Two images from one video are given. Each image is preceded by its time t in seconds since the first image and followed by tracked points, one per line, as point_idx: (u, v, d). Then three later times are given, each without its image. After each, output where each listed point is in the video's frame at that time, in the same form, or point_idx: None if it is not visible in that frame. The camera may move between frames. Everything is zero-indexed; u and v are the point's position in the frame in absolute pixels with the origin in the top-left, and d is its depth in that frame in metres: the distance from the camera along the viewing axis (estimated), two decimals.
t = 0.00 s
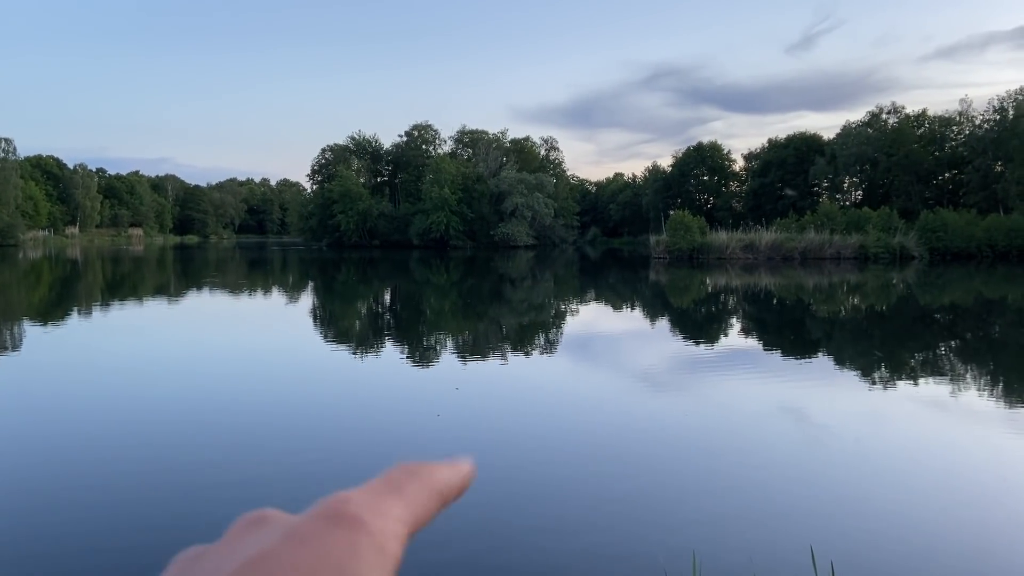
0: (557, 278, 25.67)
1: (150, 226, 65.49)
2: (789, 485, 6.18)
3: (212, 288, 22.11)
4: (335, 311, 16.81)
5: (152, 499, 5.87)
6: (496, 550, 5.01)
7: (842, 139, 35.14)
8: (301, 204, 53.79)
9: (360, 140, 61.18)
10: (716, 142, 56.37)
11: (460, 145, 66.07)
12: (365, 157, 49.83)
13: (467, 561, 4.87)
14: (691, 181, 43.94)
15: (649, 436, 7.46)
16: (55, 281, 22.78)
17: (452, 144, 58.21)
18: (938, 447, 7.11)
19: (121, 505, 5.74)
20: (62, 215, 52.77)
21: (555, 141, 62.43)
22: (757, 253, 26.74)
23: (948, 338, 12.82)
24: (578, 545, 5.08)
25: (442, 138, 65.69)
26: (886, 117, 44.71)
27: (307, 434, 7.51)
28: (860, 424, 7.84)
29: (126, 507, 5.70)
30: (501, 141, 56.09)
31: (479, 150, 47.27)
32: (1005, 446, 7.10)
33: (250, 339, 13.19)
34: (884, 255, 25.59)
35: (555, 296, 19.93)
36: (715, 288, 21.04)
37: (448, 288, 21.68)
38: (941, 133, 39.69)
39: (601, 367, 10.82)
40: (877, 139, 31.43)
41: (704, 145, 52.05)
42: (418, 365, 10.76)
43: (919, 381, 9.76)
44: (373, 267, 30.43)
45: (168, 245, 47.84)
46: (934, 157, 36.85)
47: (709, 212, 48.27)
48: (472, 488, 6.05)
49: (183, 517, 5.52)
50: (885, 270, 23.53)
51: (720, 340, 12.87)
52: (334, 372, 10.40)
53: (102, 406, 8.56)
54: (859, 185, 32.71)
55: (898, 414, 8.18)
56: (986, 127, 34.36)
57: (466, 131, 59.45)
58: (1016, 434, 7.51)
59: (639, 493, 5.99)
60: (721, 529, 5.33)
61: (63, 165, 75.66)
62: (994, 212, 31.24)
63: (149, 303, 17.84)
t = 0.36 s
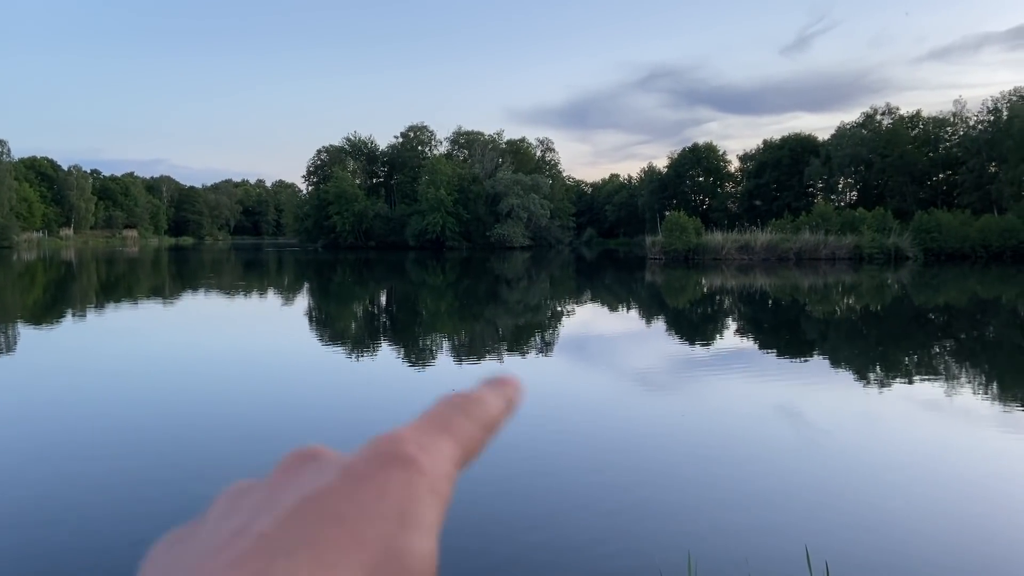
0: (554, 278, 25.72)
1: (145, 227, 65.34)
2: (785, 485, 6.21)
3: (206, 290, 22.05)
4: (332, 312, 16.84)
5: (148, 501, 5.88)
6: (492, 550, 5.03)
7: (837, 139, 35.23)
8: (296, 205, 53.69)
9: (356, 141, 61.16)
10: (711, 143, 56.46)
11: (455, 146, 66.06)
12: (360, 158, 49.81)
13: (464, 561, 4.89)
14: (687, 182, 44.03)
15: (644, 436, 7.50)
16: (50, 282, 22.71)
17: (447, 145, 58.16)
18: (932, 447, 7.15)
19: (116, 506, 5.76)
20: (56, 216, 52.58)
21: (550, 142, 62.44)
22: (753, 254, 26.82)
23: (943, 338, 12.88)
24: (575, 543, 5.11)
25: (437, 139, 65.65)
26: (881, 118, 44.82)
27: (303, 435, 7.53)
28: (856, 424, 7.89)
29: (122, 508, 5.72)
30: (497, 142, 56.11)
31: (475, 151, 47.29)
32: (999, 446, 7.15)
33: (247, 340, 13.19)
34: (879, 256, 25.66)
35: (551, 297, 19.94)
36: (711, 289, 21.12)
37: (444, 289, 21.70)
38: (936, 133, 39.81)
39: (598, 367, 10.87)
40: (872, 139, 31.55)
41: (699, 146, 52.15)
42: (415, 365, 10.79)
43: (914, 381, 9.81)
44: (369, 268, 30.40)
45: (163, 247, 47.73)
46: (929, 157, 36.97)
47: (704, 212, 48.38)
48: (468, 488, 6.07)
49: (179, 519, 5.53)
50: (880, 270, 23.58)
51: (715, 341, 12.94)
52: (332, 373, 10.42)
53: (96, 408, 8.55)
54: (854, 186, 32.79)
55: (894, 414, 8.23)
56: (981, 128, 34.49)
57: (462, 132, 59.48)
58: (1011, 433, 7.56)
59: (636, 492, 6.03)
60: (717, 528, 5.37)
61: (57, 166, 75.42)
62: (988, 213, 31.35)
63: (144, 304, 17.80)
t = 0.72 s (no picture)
0: (548, 280, 25.76)
1: (139, 229, 65.02)
2: (778, 485, 6.22)
3: (200, 292, 22.01)
4: (326, 313, 16.80)
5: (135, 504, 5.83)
6: (486, 553, 5.00)
7: (830, 141, 35.39)
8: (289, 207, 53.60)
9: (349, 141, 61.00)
10: (705, 145, 56.65)
11: (449, 147, 66.09)
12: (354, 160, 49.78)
13: (457, 565, 4.86)
14: (680, 183, 44.12)
15: (638, 437, 7.49)
16: (43, 285, 22.59)
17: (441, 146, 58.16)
18: (925, 447, 7.17)
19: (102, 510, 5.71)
20: (48, 217, 52.36)
21: (545, 143, 62.49)
22: (747, 255, 26.89)
23: (936, 339, 12.96)
24: (571, 545, 5.10)
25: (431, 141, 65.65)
26: (873, 120, 45.04)
27: (294, 438, 7.49)
28: (847, 423, 7.93)
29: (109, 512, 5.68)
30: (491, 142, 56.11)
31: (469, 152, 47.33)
32: (992, 446, 7.17)
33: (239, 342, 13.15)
34: (872, 256, 25.76)
35: (545, 299, 19.94)
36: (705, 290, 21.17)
37: (439, 291, 21.72)
38: (927, 136, 40.06)
39: (592, 368, 10.88)
40: (864, 141, 31.71)
41: (692, 148, 52.28)
42: (409, 366, 10.80)
43: (906, 381, 9.86)
44: (363, 269, 30.38)
45: (156, 249, 47.56)
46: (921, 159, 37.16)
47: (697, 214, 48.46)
48: (460, 490, 6.04)
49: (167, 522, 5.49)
50: (873, 271, 23.69)
51: (709, 341, 12.97)
52: (323, 375, 10.40)
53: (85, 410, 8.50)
54: (847, 188, 32.91)
55: (885, 414, 8.27)
56: (973, 130, 34.69)
57: (455, 134, 59.52)
58: (1002, 432, 7.61)
59: (627, 492, 6.05)
60: (709, 529, 5.36)
61: (49, 167, 75.05)
62: (980, 214, 31.55)
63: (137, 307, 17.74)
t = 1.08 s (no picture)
0: (540, 280, 25.80)
1: (128, 230, 64.81)
2: (771, 486, 6.24)
3: (191, 293, 21.94)
4: (318, 314, 16.77)
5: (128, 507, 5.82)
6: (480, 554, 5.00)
7: (821, 142, 35.55)
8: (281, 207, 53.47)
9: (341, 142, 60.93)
10: (696, 146, 56.82)
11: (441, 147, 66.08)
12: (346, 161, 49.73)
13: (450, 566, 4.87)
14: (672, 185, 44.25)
15: (634, 437, 7.50)
16: (33, 286, 22.46)
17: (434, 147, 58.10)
18: (917, 447, 7.21)
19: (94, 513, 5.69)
20: (37, 218, 52.11)
21: (537, 143, 62.52)
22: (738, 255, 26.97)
23: (927, 339, 13.04)
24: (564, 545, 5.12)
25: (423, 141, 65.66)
26: (864, 120, 45.25)
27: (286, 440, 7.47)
28: (840, 424, 7.97)
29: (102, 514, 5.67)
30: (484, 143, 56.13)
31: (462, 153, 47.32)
32: (983, 446, 7.22)
33: (231, 343, 13.12)
34: (863, 257, 25.86)
35: (538, 299, 19.96)
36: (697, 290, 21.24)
37: (431, 291, 21.73)
38: (918, 137, 40.28)
39: (586, 369, 10.90)
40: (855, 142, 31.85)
41: (684, 149, 52.43)
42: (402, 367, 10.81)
43: (898, 381, 9.91)
44: (355, 270, 30.33)
45: (147, 250, 47.38)
46: (911, 160, 37.37)
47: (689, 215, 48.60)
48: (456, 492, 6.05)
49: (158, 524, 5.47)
50: (864, 271, 23.81)
51: (702, 342, 13.01)
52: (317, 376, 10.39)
53: (77, 413, 8.48)
54: (838, 189, 33.04)
55: (877, 414, 8.32)
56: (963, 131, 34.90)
57: (448, 135, 59.49)
58: (993, 432, 7.67)
59: (621, 492, 6.06)
60: (703, 530, 5.38)
61: (39, 168, 74.69)
62: (970, 214, 31.76)
63: (128, 307, 17.68)
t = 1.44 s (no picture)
0: (530, 281, 25.79)
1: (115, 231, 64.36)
2: (760, 484, 6.23)
3: (178, 293, 21.79)
4: (305, 315, 16.71)
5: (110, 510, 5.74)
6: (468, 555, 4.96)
7: (809, 142, 35.70)
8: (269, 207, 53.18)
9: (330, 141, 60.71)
10: (686, 147, 56.99)
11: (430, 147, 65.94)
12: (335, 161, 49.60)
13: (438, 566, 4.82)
14: (661, 185, 44.34)
15: (623, 437, 7.47)
16: (19, 287, 22.27)
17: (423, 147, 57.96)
18: (905, 446, 7.21)
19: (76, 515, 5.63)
20: (22, 218, 51.63)
21: (526, 143, 62.51)
22: (727, 255, 27.02)
23: (913, 338, 13.12)
24: (549, 545, 5.07)
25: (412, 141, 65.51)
26: (851, 121, 45.47)
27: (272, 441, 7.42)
28: (826, 422, 8.00)
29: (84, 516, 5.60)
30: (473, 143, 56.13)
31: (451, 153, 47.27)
32: (970, 445, 7.23)
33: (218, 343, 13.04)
34: (851, 257, 25.98)
35: (528, 299, 19.94)
36: (686, 290, 21.28)
37: (420, 292, 21.70)
38: (905, 137, 40.51)
39: (574, 368, 10.90)
40: (843, 142, 32.02)
41: (673, 150, 52.61)
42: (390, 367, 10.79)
43: (885, 380, 9.97)
44: (344, 271, 30.25)
45: (134, 250, 47.06)
46: (898, 161, 37.59)
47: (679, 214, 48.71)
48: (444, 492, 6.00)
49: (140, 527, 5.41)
50: (852, 271, 23.91)
51: (690, 341, 13.04)
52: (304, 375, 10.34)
53: (60, 414, 8.38)
54: (826, 189, 33.17)
55: (864, 412, 8.35)
56: (949, 131, 35.13)
57: (437, 135, 59.45)
58: (979, 430, 7.71)
59: (608, 491, 6.04)
60: (692, 529, 5.34)
61: (25, 167, 74.10)
62: (956, 215, 31.97)
63: (115, 308, 17.58)
